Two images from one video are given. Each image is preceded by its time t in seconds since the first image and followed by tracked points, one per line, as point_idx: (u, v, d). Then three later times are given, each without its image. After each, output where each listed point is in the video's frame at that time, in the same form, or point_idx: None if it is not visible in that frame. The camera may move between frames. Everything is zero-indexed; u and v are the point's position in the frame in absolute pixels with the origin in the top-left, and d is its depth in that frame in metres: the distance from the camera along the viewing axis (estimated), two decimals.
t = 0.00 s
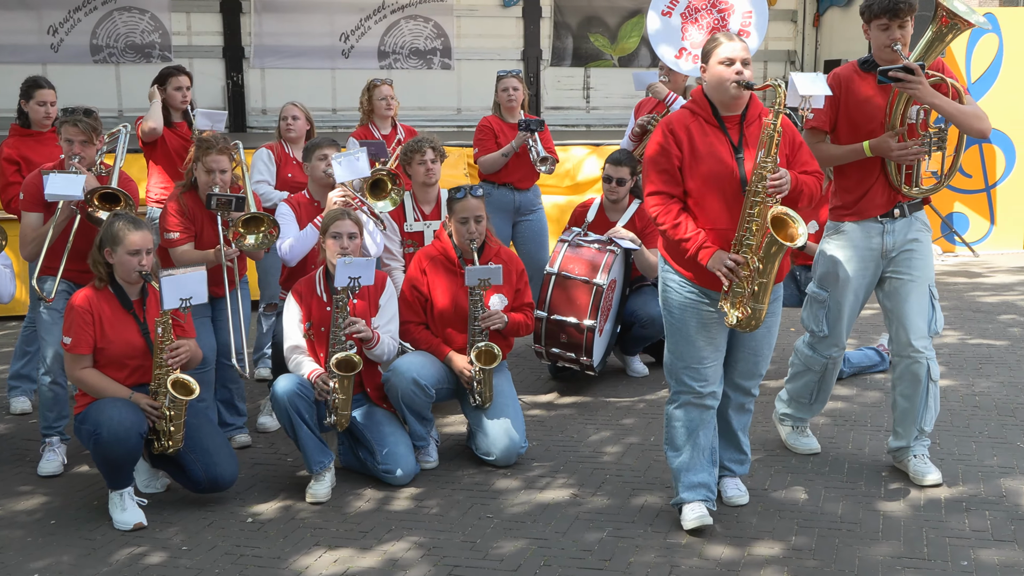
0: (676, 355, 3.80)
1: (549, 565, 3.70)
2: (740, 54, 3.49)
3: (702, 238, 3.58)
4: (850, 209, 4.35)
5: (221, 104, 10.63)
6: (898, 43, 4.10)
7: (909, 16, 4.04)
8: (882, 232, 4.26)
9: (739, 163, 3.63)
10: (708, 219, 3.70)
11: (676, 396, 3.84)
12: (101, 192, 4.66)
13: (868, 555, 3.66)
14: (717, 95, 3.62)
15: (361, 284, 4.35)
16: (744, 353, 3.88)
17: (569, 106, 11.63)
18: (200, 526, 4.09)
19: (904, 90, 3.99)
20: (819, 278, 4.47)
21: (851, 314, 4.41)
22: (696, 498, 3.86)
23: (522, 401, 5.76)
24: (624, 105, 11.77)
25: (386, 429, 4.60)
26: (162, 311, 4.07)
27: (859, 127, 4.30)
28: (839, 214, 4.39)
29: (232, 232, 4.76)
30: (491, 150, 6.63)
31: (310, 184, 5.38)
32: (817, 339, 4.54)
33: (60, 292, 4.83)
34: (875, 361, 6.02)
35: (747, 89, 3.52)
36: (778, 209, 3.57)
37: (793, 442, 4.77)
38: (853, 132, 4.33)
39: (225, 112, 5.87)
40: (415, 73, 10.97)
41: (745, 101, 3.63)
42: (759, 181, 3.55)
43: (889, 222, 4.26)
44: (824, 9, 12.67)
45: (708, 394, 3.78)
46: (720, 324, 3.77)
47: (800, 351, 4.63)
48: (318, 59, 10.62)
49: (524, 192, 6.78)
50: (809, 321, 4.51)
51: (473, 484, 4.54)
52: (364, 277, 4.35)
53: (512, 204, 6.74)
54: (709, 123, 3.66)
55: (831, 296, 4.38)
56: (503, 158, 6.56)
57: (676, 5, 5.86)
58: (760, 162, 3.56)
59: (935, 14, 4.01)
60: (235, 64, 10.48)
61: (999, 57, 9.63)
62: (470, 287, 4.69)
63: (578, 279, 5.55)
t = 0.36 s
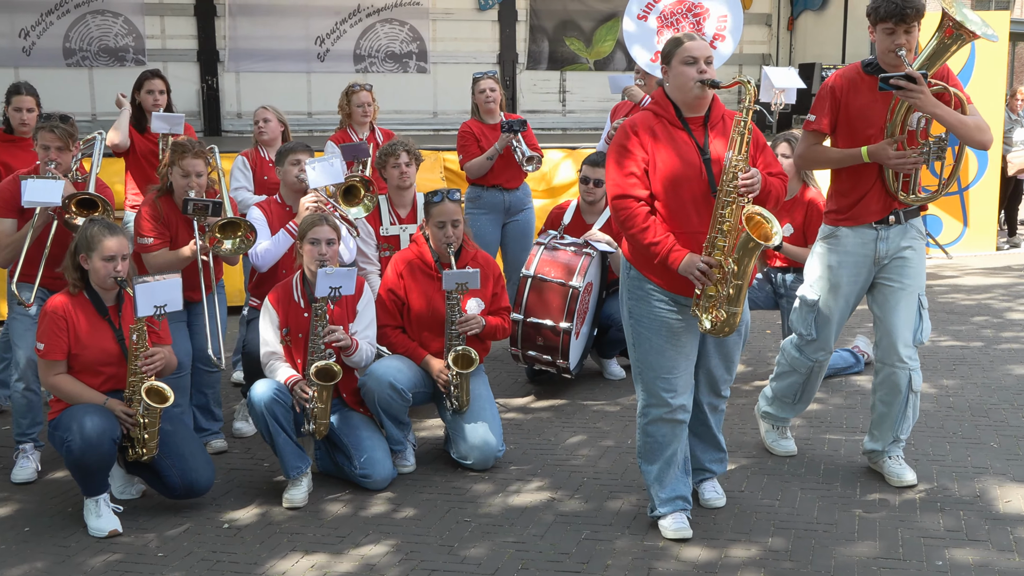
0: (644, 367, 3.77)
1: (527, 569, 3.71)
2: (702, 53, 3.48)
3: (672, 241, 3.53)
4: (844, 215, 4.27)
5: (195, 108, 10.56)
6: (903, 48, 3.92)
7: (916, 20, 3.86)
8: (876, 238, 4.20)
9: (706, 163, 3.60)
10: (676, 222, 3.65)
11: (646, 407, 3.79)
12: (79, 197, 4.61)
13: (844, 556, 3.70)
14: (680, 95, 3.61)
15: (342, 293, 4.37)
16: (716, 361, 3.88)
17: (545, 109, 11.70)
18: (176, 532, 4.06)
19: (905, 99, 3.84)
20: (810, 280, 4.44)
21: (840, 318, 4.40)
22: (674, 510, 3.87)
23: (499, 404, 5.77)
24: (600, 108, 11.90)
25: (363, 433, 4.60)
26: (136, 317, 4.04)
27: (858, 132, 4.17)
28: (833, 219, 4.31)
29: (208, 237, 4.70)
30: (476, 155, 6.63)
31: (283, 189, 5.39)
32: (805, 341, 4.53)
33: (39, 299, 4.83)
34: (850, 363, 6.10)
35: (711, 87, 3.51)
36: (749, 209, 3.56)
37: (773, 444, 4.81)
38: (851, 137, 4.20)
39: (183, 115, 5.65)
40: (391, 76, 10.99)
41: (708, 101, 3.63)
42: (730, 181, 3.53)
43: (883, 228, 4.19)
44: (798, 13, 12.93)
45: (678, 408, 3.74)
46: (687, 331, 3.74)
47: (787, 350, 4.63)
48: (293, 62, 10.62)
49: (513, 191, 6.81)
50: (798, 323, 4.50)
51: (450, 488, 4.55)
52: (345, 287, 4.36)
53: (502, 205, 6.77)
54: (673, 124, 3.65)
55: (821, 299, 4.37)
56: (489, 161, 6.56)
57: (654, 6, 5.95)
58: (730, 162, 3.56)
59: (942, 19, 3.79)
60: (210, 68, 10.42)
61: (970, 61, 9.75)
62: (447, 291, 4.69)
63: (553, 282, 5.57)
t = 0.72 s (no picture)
0: (623, 378, 3.76)
1: (511, 571, 3.72)
2: (670, 56, 3.45)
3: (645, 250, 3.48)
4: (839, 224, 4.22)
5: (178, 111, 10.70)
6: (907, 59, 3.88)
7: (922, 31, 3.81)
8: (872, 249, 4.15)
9: (677, 169, 3.57)
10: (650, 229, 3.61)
11: (627, 417, 3.78)
12: (60, 203, 4.58)
13: (827, 558, 3.72)
14: (649, 100, 3.58)
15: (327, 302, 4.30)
16: (702, 367, 3.82)
17: (528, 112, 11.85)
18: (158, 538, 4.04)
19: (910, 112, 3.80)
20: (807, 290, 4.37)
21: (836, 329, 4.33)
22: (658, 515, 3.88)
23: (482, 407, 5.78)
24: (582, 111, 12.06)
25: (347, 437, 4.59)
26: (119, 323, 4.02)
27: (857, 141, 4.12)
28: (828, 228, 4.26)
29: (193, 240, 4.66)
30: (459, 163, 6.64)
31: (264, 193, 5.38)
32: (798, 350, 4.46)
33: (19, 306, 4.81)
34: (833, 365, 6.14)
35: (680, 90, 3.48)
36: (724, 215, 3.52)
37: (761, 446, 4.82)
38: (849, 146, 4.15)
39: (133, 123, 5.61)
40: (375, 79, 11.08)
41: (678, 105, 3.59)
42: (702, 187, 3.49)
43: (880, 238, 4.15)
44: (780, 16, 13.01)
45: (658, 417, 3.72)
46: (663, 339, 3.72)
47: (780, 358, 4.56)
48: (276, 66, 10.72)
49: (498, 196, 6.79)
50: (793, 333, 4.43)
51: (435, 492, 4.54)
52: (330, 295, 4.31)
53: (487, 210, 6.78)
54: (643, 130, 3.61)
55: (817, 310, 4.30)
56: (471, 169, 6.55)
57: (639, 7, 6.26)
58: (702, 167, 3.52)
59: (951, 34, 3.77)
60: (192, 72, 10.53)
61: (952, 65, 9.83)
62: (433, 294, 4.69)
63: (535, 284, 5.59)
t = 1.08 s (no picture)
0: (608, 384, 3.77)
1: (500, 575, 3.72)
2: (646, 62, 3.45)
3: (620, 258, 3.51)
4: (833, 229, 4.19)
5: (165, 115, 10.69)
6: (898, 65, 3.85)
7: (912, 37, 3.78)
8: (866, 251, 4.11)
9: (653, 175, 3.57)
10: (626, 236, 3.62)
11: (613, 422, 3.79)
12: (43, 209, 4.57)
13: (816, 561, 3.73)
14: (626, 106, 3.58)
15: (317, 309, 4.34)
16: (692, 372, 3.74)
17: (517, 116, 11.91)
18: (146, 543, 4.03)
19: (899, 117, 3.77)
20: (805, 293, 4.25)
21: (844, 329, 4.11)
22: (646, 519, 3.89)
23: (471, 411, 5.79)
24: (571, 116, 12.14)
25: (336, 442, 4.58)
26: (107, 329, 4.00)
27: (847, 147, 4.10)
28: (823, 232, 4.22)
29: (181, 243, 4.64)
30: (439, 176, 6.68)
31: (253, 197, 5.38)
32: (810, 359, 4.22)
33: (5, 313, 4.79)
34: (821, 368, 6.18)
35: (655, 95, 3.48)
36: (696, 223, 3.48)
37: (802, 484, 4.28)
38: (840, 152, 4.13)
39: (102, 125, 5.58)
40: (363, 83, 11.11)
41: (655, 110, 3.59)
42: (675, 194, 3.47)
43: (874, 242, 4.11)
44: (767, 20, 13.10)
45: (642, 423, 3.73)
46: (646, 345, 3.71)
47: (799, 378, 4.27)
48: (264, 70, 10.73)
49: (487, 200, 6.80)
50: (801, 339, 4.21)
51: (424, 496, 4.54)
52: (320, 302, 4.34)
53: (477, 215, 6.78)
54: (620, 136, 3.62)
55: (821, 307, 4.13)
56: (451, 180, 6.60)
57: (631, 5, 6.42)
58: (675, 175, 3.48)
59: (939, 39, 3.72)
60: (180, 76, 10.55)
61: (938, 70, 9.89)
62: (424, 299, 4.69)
63: (523, 289, 5.61)
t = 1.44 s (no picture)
0: (595, 386, 3.78)
1: None
2: (628, 70, 3.44)
3: (596, 268, 3.56)
4: (815, 235, 4.02)
5: (154, 119, 10.67)
6: (871, 66, 3.74)
7: (883, 37, 3.69)
8: (852, 259, 3.94)
9: (633, 186, 3.58)
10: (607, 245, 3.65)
11: (601, 424, 3.80)
12: (27, 212, 4.55)
13: (806, 563, 3.74)
14: (610, 114, 3.57)
15: (310, 313, 4.39)
16: (675, 372, 3.74)
17: (506, 120, 11.94)
18: (135, 548, 4.01)
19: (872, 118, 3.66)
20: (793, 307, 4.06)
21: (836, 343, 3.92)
22: (637, 522, 3.89)
23: (460, 415, 5.79)
24: (560, 120, 12.17)
25: (326, 446, 4.57)
26: (95, 334, 3.99)
27: (826, 153, 3.96)
28: (807, 240, 4.05)
29: (170, 251, 4.61)
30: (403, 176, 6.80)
31: (243, 201, 5.39)
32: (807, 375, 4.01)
33: None
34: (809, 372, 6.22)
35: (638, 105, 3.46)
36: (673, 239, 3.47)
37: (827, 514, 3.91)
38: (820, 158, 3.99)
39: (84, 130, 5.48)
40: (352, 87, 11.10)
41: (639, 118, 3.58)
42: (653, 208, 3.48)
43: (858, 249, 3.95)
44: (756, 24, 13.14)
45: (631, 424, 3.73)
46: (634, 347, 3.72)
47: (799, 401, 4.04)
48: (253, 74, 10.72)
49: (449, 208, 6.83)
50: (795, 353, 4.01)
51: (413, 501, 4.53)
52: (312, 306, 4.39)
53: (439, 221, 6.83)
54: (603, 143, 3.62)
55: (811, 319, 3.95)
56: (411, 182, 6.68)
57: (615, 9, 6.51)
58: (653, 189, 3.48)
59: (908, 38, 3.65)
60: (168, 80, 10.54)
61: (925, 74, 9.93)
62: (416, 303, 4.68)
63: (513, 293, 5.61)
